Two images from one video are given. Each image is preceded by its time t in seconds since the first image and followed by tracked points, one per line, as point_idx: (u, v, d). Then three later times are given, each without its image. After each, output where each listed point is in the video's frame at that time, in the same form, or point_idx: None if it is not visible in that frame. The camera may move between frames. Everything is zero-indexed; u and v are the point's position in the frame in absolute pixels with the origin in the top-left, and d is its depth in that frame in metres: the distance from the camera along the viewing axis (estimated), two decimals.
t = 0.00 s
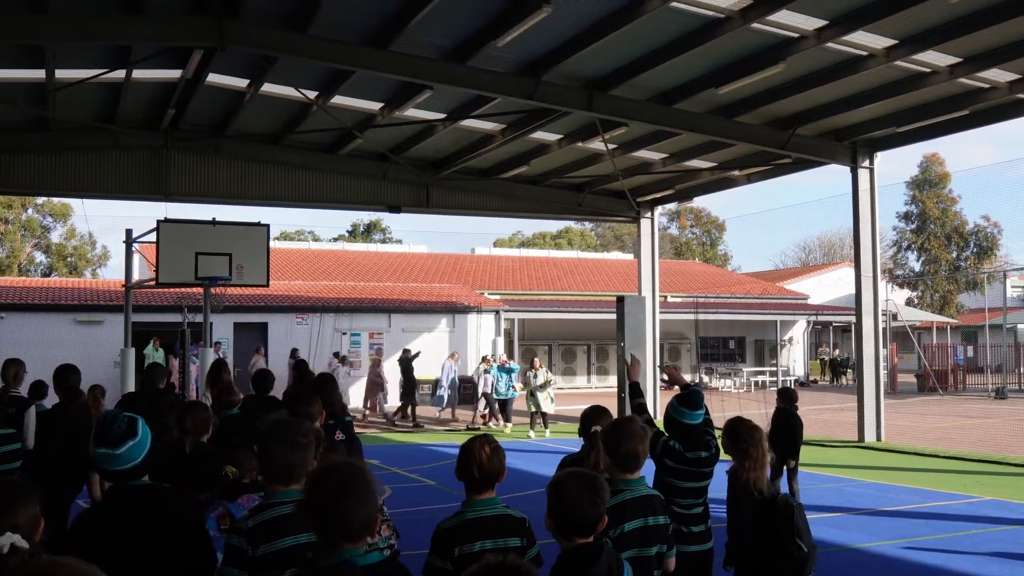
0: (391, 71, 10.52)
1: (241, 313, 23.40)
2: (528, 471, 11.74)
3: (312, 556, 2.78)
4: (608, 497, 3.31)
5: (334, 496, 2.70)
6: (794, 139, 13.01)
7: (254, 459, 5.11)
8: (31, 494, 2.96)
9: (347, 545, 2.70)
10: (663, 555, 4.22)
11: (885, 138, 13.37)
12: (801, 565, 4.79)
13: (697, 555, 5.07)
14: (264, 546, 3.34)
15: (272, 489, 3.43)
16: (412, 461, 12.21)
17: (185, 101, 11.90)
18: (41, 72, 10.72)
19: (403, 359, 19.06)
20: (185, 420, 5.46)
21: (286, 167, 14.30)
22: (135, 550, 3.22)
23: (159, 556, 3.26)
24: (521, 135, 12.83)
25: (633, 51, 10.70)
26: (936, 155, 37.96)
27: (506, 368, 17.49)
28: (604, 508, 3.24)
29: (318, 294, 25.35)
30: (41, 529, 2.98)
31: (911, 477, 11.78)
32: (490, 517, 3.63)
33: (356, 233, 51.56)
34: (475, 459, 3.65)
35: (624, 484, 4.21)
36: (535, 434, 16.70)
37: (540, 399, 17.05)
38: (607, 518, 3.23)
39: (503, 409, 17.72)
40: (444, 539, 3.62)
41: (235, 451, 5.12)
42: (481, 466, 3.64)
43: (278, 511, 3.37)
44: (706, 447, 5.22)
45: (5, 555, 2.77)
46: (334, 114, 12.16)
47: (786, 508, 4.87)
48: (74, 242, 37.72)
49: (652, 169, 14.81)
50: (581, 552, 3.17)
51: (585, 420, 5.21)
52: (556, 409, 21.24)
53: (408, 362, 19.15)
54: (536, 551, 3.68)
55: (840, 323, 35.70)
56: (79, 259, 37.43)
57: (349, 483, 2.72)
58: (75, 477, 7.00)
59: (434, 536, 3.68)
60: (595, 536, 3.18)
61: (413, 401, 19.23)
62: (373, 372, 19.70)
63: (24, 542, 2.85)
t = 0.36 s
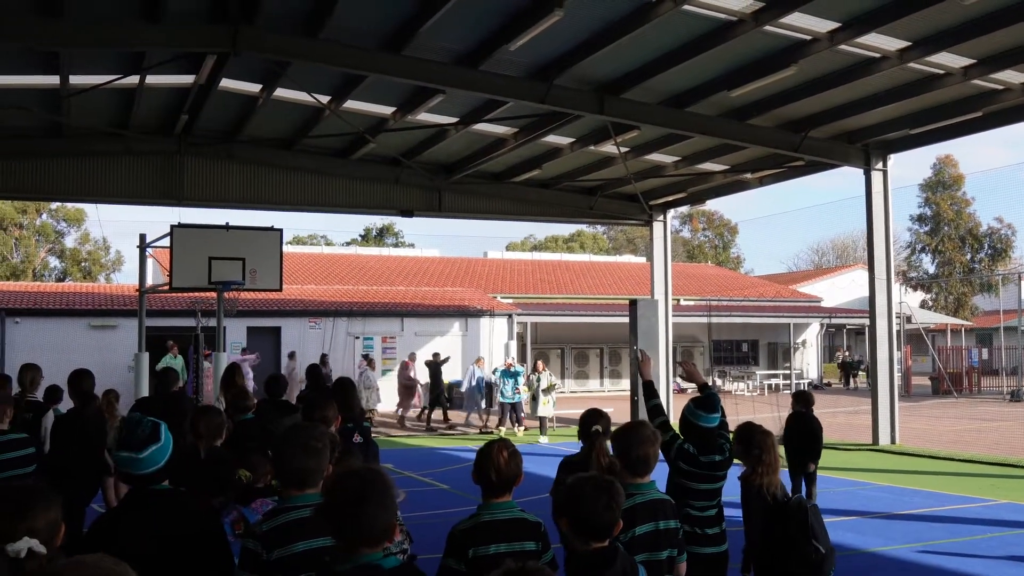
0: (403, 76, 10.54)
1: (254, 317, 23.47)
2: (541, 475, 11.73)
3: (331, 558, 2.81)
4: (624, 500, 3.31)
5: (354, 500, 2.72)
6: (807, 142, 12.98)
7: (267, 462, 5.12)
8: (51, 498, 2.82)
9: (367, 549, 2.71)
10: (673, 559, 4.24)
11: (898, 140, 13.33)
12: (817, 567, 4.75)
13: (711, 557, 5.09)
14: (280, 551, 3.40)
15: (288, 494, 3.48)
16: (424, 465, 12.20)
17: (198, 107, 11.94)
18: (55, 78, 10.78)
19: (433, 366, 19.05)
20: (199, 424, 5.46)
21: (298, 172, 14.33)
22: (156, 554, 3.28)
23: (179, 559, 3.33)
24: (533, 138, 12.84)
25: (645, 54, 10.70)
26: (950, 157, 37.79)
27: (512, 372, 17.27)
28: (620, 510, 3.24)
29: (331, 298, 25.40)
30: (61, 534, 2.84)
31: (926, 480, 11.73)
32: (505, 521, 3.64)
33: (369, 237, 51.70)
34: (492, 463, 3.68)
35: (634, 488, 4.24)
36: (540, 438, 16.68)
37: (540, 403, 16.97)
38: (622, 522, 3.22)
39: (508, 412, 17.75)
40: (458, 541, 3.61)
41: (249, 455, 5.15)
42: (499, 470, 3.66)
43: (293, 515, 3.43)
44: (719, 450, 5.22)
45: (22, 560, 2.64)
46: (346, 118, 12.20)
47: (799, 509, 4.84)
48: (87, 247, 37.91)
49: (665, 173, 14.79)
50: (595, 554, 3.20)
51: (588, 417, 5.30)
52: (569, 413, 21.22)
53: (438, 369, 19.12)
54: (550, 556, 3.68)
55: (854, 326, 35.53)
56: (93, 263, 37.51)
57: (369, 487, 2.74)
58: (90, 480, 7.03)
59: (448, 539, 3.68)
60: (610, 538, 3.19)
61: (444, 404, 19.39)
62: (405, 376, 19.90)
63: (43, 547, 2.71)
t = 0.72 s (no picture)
0: (415, 80, 10.57)
1: (267, 322, 23.52)
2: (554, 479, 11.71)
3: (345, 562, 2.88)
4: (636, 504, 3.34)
5: (368, 505, 2.78)
6: (819, 145, 12.93)
7: (281, 466, 5.12)
8: (65, 502, 2.90)
9: (379, 553, 2.77)
10: (684, 564, 4.24)
11: (911, 143, 13.28)
12: (835, 568, 4.70)
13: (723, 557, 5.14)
14: (292, 555, 3.38)
15: (302, 498, 3.52)
16: (436, 469, 12.19)
17: (211, 112, 11.98)
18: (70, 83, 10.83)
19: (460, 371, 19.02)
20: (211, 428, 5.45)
21: (311, 176, 14.38)
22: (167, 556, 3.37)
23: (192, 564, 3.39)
24: (545, 142, 12.85)
25: (657, 57, 10.69)
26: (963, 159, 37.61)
27: (513, 374, 17.44)
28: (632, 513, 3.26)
29: (343, 302, 25.45)
30: (75, 538, 2.92)
31: (942, 484, 11.67)
32: (517, 525, 3.63)
33: (381, 241, 51.77)
34: (507, 467, 3.69)
35: (645, 493, 4.26)
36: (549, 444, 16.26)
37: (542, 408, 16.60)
38: (635, 526, 3.24)
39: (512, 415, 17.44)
40: (470, 545, 3.61)
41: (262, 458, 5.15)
42: (512, 474, 3.67)
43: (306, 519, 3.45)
44: (731, 455, 5.20)
45: (35, 564, 2.73)
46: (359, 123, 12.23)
47: (814, 513, 4.81)
48: (101, 252, 38.12)
49: (677, 176, 14.77)
50: (609, 560, 3.20)
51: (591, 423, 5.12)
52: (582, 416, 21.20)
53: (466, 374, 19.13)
54: (563, 559, 3.67)
55: (868, 329, 35.37)
56: (107, 268, 38.08)
57: (382, 492, 2.80)
58: (104, 484, 7.05)
59: (460, 542, 3.68)
60: (623, 542, 3.19)
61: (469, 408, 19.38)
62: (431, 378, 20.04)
63: (56, 551, 2.79)
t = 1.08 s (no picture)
0: (431, 84, 10.61)
1: (285, 325, 23.61)
2: (573, 483, 11.68)
3: (367, 564, 2.83)
4: (656, 507, 3.37)
5: (387, 508, 2.74)
6: (837, 147, 12.89)
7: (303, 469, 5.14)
8: (92, 506, 2.97)
9: (399, 558, 2.72)
10: (703, 566, 4.22)
11: (930, 144, 13.22)
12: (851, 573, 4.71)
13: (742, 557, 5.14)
14: (313, 557, 3.44)
15: (322, 500, 3.54)
16: (454, 472, 12.19)
17: (229, 116, 12.05)
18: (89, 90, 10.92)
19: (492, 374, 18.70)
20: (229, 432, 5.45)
21: (327, 180, 14.43)
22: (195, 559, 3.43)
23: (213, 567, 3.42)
24: (561, 146, 12.86)
25: (672, 60, 10.69)
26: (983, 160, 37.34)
27: (522, 378, 16.91)
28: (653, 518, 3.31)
29: (360, 306, 25.51)
30: (101, 546, 2.97)
31: (963, 487, 11.59)
32: (537, 527, 3.64)
33: (398, 245, 52.05)
34: (525, 470, 3.74)
35: (662, 495, 4.27)
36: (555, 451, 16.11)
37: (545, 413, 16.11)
38: (654, 530, 3.27)
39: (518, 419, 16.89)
40: (489, 547, 3.61)
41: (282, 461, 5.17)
42: (531, 477, 3.71)
43: (328, 521, 3.47)
44: (746, 458, 5.15)
45: (55, 564, 2.76)
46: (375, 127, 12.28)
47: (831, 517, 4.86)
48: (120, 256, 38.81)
49: (694, 178, 14.76)
50: (630, 562, 3.21)
51: (601, 424, 5.29)
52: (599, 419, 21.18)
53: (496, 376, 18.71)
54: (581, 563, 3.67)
55: (886, 331, 35.22)
56: (126, 272, 37.58)
57: (402, 495, 2.76)
58: (127, 488, 7.10)
59: (479, 546, 3.68)
60: (644, 546, 3.24)
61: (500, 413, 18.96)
62: (462, 383, 20.01)
63: (76, 554, 2.83)
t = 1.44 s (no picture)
0: (449, 86, 10.62)
1: (305, 328, 23.73)
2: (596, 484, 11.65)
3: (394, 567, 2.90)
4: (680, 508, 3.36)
5: (414, 509, 2.80)
6: (857, 145, 12.83)
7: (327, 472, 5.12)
8: (123, 509, 2.99)
9: (426, 558, 2.78)
10: (726, 566, 4.22)
11: (951, 142, 13.14)
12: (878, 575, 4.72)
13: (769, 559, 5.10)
14: (341, 558, 3.44)
15: (346, 503, 3.56)
16: (475, 474, 12.19)
17: (250, 120, 12.12)
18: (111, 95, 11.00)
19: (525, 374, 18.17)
20: (252, 436, 5.37)
21: (347, 184, 14.48)
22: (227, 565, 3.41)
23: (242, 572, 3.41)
24: (580, 146, 12.86)
25: (691, 60, 10.67)
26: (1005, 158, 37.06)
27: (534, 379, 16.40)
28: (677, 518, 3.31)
29: (379, 308, 25.58)
30: (132, 551, 3.00)
31: (989, 487, 11.50)
32: (560, 528, 3.64)
33: (418, 247, 52.35)
34: (549, 473, 3.72)
35: (685, 497, 4.26)
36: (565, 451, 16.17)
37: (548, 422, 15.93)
38: (679, 532, 3.28)
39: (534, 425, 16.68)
40: (513, 548, 3.60)
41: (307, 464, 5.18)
42: (555, 479, 3.70)
43: (356, 523, 3.49)
44: (773, 455, 5.12)
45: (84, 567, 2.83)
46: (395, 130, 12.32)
47: (858, 519, 4.87)
48: (142, 259, 40.08)
49: (714, 178, 14.74)
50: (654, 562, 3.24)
51: (630, 426, 5.25)
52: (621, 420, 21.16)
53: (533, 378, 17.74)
54: (604, 564, 3.66)
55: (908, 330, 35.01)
56: (148, 276, 39.95)
57: (427, 495, 2.82)
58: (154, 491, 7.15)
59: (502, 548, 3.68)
60: (668, 545, 3.25)
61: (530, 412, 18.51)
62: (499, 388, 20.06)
63: (106, 557, 2.88)
